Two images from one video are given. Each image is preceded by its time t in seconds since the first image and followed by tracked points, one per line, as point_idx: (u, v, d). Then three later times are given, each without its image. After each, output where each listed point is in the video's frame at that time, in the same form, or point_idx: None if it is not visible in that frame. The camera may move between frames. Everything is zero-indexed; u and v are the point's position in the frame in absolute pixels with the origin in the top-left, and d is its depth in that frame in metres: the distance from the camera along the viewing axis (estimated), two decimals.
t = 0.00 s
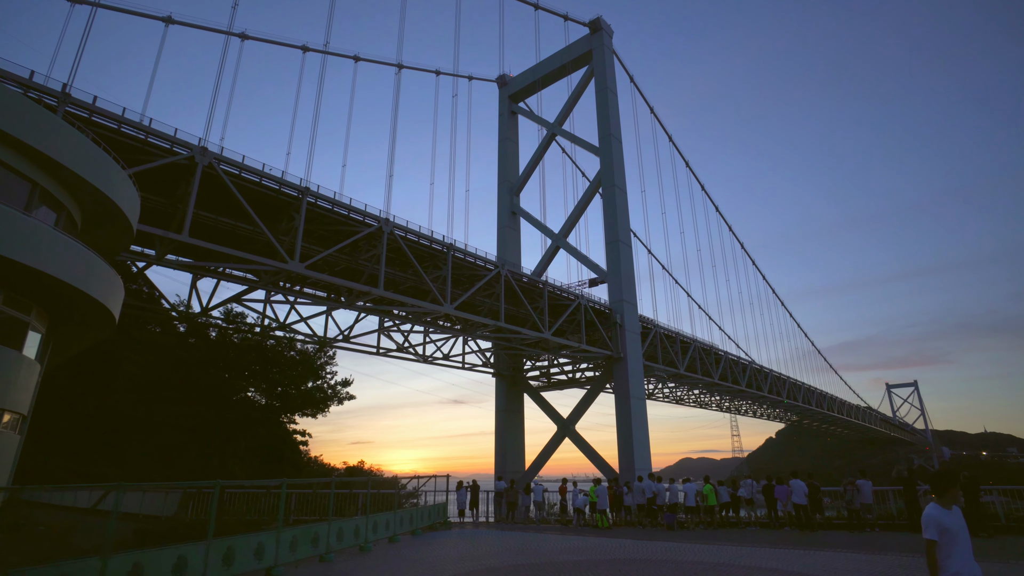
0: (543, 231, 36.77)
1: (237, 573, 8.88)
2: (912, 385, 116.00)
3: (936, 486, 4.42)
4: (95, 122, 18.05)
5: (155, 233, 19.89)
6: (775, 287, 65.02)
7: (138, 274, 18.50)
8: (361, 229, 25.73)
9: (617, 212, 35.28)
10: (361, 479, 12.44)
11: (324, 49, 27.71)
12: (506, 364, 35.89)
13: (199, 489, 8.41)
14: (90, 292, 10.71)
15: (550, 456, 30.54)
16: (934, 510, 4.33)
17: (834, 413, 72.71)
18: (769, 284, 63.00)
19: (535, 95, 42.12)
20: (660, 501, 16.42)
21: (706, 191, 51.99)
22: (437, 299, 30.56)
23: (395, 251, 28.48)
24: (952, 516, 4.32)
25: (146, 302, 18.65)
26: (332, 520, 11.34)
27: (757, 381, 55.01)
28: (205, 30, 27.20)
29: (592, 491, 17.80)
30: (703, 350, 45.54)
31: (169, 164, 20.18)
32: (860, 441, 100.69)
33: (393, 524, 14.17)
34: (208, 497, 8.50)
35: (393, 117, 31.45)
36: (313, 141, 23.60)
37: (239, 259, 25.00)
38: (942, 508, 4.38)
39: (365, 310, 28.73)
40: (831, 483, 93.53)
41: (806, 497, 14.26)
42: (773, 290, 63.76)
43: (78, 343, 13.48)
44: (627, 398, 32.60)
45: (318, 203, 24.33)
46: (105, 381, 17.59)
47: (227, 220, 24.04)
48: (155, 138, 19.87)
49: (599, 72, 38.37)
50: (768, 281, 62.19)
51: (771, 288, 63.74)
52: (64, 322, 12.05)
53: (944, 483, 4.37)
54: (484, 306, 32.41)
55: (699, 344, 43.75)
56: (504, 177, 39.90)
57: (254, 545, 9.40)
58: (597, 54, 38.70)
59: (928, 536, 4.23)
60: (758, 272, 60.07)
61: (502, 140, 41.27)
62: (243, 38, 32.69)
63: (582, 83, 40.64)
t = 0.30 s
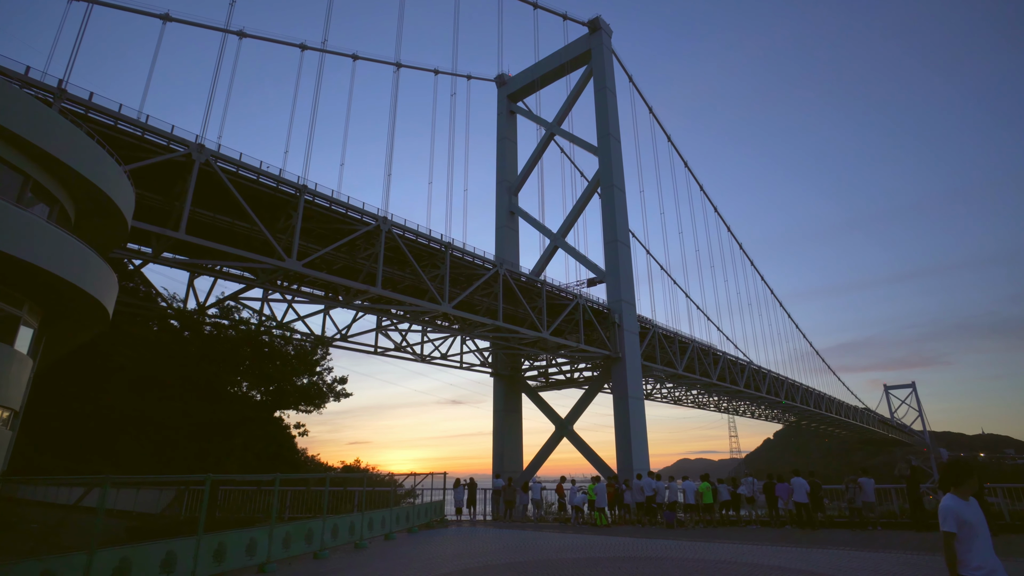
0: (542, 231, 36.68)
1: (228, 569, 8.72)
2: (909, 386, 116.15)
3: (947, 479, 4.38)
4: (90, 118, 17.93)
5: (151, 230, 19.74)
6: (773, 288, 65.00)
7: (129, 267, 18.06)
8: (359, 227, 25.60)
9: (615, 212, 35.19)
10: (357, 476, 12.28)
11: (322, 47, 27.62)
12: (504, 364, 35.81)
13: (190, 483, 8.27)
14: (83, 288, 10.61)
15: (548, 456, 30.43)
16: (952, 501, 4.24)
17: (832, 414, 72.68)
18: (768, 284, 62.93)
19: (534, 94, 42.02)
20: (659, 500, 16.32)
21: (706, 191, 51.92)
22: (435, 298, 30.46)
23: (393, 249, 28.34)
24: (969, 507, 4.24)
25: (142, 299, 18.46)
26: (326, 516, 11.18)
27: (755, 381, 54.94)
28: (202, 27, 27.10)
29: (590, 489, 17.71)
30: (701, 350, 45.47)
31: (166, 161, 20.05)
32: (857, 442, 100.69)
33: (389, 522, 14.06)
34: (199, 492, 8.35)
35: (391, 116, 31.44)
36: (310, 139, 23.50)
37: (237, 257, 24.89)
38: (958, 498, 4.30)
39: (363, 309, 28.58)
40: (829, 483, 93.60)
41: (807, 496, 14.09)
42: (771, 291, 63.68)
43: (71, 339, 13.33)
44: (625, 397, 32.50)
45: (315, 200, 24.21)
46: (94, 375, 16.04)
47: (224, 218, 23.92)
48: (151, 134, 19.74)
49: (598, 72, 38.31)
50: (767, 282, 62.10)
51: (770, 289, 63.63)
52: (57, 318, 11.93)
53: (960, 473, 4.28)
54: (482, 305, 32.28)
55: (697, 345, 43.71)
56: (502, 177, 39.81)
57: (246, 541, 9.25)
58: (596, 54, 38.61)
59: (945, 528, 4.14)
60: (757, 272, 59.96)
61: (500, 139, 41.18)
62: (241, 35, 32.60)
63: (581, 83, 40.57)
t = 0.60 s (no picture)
0: (540, 230, 36.64)
1: (218, 568, 8.54)
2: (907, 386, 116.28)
3: (964, 469, 4.24)
4: (86, 115, 17.88)
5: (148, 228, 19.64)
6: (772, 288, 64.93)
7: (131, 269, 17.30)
8: (356, 225, 25.50)
9: (614, 211, 35.13)
10: (351, 474, 12.17)
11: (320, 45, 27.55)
12: (503, 363, 35.73)
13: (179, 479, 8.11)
14: (77, 284, 10.54)
15: (546, 456, 30.36)
16: (964, 495, 4.15)
17: (830, 413, 72.66)
18: (766, 285, 62.94)
19: (533, 94, 41.93)
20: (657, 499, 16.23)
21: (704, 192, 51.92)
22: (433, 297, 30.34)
23: (391, 248, 28.21)
24: (980, 500, 4.16)
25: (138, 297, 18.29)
26: (320, 515, 11.07)
27: (753, 381, 54.91)
28: (199, 25, 27.01)
29: (589, 488, 17.63)
30: (700, 350, 45.42)
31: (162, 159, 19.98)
32: (856, 442, 100.73)
33: (385, 520, 13.96)
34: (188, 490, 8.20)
35: (389, 115, 31.40)
36: (308, 137, 23.41)
37: (234, 256, 24.81)
38: (970, 492, 4.21)
39: (361, 308, 28.45)
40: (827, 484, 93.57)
41: (808, 494, 14.01)
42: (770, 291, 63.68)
43: (64, 337, 13.23)
44: (624, 397, 32.43)
45: (313, 199, 24.11)
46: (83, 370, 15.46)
47: (221, 216, 23.81)
48: (147, 132, 19.68)
49: (597, 71, 38.24)
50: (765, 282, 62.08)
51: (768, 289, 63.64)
52: (50, 315, 11.83)
53: (972, 466, 4.20)
54: (480, 304, 32.19)
55: (696, 344, 43.65)
56: (501, 176, 39.73)
57: (237, 539, 9.08)
58: (595, 53, 38.55)
59: (957, 522, 4.04)
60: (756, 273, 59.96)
61: (499, 138, 41.10)
62: (239, 34, 32.52)
63: (580, 82, 40.52)
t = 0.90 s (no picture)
0: (538, 229, 36.60)
1: (206, 566, 8.55)
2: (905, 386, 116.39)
3: (980, 462, 4.24)
4: (81, 111, 17.79)
5: (143, 225, 19.54)
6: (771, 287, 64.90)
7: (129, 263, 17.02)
8: (354, 223, 25.41)
9: (612, 210, 35.05)
10: (344, 470, 12.12)
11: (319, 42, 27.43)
12: (501, 362, 35.64)
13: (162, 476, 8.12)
14: (69, 279, 10.45)
15: (544, 455, 30.29)
16: (985, 484, 4.08)
17: (828, 413, 72.68)
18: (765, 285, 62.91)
19: (531, 92, 41.81)
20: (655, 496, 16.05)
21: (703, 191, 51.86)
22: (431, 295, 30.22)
23: (389, 247, 28.09)
24: (997, 491, 4.09)
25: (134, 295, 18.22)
26: (312, 512, 11.02)
27: (752, 381, 54.88)
28: (197, 22, 26.88)
29: (587, 485, 17.56)
30: (698, 349, 45.37)
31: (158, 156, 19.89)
32: (854, 441, 100.77)
33: (380, 518, 13.87)
34: (174, 487, 8.20)
35: (387, 113, 31.33)
36: (305, 134, 23.30)
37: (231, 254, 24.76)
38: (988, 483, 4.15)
39: (359, 306, 28.37)
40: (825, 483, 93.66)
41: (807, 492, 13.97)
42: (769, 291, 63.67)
43: (54, 334, 13.11)
44: (621, 396, 32.40)
45: (310, 196, 24.00)
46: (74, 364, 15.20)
47: (218, 214, 23.73)
48: (143, 129, 19.60)
49: (596, 70, 38.14)
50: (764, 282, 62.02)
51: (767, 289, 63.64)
52: (40, 311, 11.70)
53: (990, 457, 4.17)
54: (478, 303, 32.08)
55: (694, 344, 43.61)
56: (500, 175, 39.64)
57: (226, 536, 9.06)
58: (594, 51, 38.43)
59: (979, 515, 3.93)
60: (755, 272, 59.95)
61: (498, 137, 40.99)
62: (237, 31, 32.40)
63: (578, 81, 40.43)
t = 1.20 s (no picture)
0: (537, 228, 36.51)
1: (194, 563, 8.31)
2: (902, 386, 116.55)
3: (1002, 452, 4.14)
4: (77, 108, 17.70)
5: (139, 221, 19.39)
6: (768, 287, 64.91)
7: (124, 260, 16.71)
8: (351, 221, 25.29)
9: (611, 209, 34.98)
10: (338, 468, 12.00)
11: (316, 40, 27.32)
12: (499, 361, 35.51)
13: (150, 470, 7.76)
14: (61, 274, 10.34)
15: (542, 455, 30.18)
16: (1006, 477, 3.98)
17: (826, 413, 72.72)
18: (763, 285, 62.94)
19: (530, 91, 41.70)
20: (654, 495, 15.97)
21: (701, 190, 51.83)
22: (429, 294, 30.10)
23: (387, 245, 27.99)
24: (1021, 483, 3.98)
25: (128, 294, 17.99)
26: (305, 510, 10.84)
27: (750, 381, 54.90)
28: (194, 19, 26.76)
29: (585, 483, 17.47)
30: (697, 349, 45.29)
31: (154, 152, 19.78)
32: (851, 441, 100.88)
33: (374, 515, 13.77)
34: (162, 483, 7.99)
35: (385, 111, 31.23)
36: (302, 131, 23.19)
37: (229, 253, 24.70)
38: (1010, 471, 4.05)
39: (357, 305, 28.27)
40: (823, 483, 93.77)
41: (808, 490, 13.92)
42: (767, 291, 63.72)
43: (46, 330, 12.96)
44: (619, 395, 32.32)
45: (307, 194, 23.87)
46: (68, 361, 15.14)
47: (214, 211, 23.61)
48: (139, 125, 19.50)
49: (594, 69, 38.08)
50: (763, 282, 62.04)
51: (766, 289, 63.70)
52: (32, 305, 11.53)
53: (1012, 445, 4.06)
54: (476, 302, 31.96)
55: (693, 343, 43.58)
56: (498, 174, 39.53)
57: (215, 534, 8.84)
58: (593, 50, 38.33)
59: (1003, 508, 3.83)
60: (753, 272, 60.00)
61: (496, 136, 40.89)
62: (235, 29, 32.27)
63: (577, 80, 40.34)
